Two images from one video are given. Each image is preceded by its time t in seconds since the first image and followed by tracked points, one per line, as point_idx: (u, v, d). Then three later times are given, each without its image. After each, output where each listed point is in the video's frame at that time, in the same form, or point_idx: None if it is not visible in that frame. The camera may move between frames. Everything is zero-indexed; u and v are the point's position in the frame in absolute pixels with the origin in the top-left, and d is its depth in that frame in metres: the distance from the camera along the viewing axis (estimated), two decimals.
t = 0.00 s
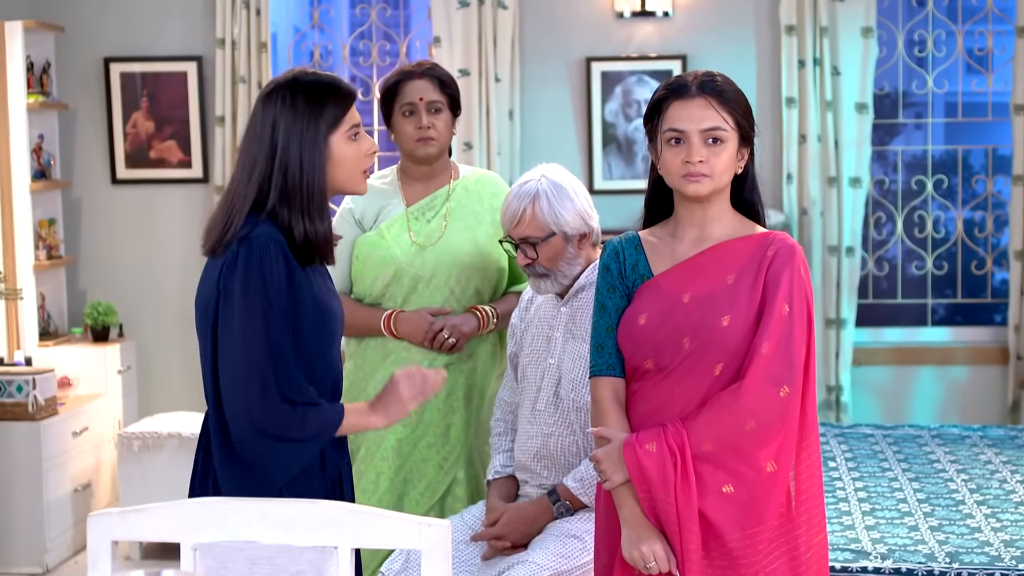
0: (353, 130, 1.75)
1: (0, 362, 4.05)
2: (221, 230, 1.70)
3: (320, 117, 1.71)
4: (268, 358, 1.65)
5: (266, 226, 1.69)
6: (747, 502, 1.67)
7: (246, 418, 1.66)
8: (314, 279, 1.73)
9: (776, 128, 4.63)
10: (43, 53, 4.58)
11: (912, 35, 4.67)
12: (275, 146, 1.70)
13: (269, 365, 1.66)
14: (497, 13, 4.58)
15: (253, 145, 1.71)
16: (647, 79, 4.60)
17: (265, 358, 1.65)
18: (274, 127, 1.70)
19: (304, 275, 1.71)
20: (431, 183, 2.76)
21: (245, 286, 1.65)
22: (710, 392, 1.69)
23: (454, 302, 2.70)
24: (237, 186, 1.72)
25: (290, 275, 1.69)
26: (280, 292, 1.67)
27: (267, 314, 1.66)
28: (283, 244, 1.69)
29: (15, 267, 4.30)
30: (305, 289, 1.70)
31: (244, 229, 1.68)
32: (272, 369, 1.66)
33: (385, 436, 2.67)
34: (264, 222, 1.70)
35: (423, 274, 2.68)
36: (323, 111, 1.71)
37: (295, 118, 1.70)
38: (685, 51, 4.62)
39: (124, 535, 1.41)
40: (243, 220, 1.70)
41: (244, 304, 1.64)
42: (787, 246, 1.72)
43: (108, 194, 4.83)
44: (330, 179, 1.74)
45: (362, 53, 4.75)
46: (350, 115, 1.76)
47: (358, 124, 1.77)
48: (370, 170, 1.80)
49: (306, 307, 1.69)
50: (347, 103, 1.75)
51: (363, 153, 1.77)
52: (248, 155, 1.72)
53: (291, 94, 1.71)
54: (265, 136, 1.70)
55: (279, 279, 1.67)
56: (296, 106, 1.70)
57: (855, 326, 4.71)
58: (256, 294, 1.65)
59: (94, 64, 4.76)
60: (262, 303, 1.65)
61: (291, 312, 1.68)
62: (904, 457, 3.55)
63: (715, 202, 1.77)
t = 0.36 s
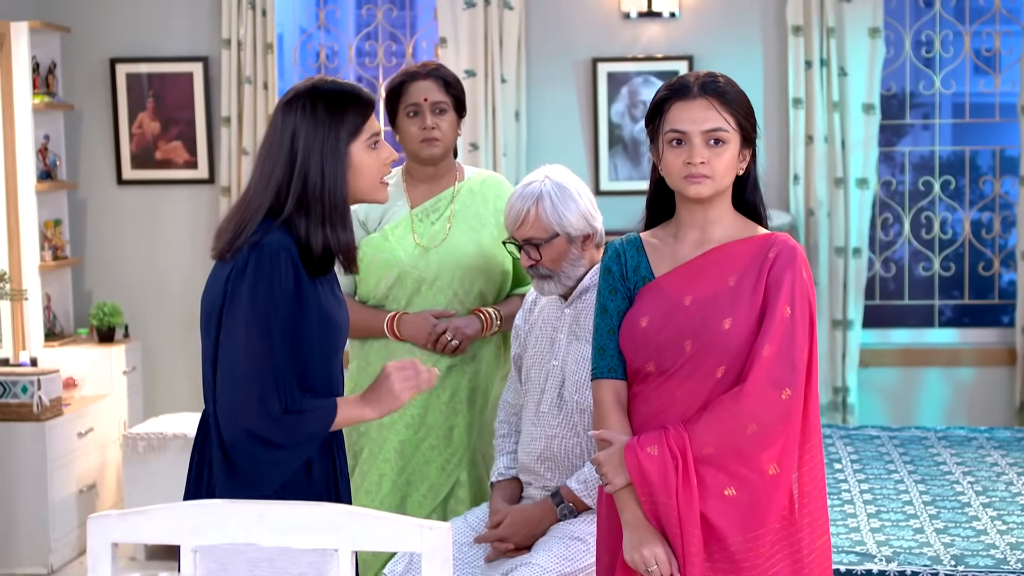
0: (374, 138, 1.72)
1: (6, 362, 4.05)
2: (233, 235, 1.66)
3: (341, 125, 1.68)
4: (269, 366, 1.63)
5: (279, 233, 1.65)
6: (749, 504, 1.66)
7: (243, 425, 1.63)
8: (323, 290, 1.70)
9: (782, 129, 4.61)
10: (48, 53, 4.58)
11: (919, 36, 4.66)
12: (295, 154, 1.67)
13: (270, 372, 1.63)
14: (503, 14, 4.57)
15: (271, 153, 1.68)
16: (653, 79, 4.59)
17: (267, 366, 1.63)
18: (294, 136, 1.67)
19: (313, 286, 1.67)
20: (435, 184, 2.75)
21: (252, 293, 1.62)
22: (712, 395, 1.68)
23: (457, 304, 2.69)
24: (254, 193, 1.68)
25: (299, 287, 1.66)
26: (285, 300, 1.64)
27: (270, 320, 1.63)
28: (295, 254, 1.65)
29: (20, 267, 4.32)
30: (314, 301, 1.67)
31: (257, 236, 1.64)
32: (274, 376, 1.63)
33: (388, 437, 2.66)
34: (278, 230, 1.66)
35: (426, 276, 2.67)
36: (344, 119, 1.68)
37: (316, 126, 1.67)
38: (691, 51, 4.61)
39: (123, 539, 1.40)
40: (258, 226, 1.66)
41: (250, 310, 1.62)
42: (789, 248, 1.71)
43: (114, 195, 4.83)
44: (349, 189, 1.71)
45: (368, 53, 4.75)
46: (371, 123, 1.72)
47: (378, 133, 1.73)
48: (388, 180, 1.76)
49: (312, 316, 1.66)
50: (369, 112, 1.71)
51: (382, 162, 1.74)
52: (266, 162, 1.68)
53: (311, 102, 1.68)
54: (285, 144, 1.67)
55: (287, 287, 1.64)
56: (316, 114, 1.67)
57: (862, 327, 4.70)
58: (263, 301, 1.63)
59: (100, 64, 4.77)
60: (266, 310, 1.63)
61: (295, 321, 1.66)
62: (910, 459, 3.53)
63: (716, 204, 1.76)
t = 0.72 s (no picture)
0: (370, 133, 1.70)
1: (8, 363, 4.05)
2: (234, 237, 1.64)
3: (335, 122, 1.66)
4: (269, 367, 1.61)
5: (281, 233, 1.64)
6: (747, 505, 1.66)
7: (241, 426, 1.61)
8: (323, 290, 1.68)
9: (784, 128, 4.61)
10: (49, 52, 4.57)
11: (921, 35, 4.65)
12: (291, 153, 1.65)
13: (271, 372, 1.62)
14: (504, 13, 4.57)
15: (267, 152, 1.66)
16: (655, 79, 4.59)
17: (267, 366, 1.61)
18: (289, 134, 1.65)
19: (314, 284, 1.66)
20: (436, 184, 2.75)
21: (254, 292, 1.61)
22: (710, 396, 1.68)
23: (457, 305, 2.68)
24: (253, 193, 1.66)
25: (302, 287, 1.64)
26: (287, 300, 1.63)
27: (273, 320, 1.62)
28: (297, 253, 1.64)
29: (21, 267, 4.32)
30: (316, 301, 1.65)
31: (259, 236, 1.63)
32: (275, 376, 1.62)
33: (387, 438, 2.65)
34: (280, 230, 1.65)
35: (426, 276, 2.66)
36: (339, 116, 1.66)
37: (311, 124, 1.65)
38: (693, 51, 4.60)
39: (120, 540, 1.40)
40: (259, 227, 1.65)
41: (253, 309, 1.60)
42: (786, 247, 1.70)
43: (115, 194, 4.83)
44: (347, 185, 1.69)
45: (370, 53, 4.74)
46: (365, 118, 1.70)
47: (372, 128, 1.72)
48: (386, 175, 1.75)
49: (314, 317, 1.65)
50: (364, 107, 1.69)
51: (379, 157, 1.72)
52: (263, 162, 1.66)
53: (305, 100, 1.66)
54: (281, 143, 1.65)
55: (290, 287, 1.63)
56: (310, 112, 1.65)
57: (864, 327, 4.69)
58: (265, 301, 1.61)
59: (101, 64, 4.77)
60: (268, 309, 1.62)
61: (297, 320, 1.64)
62: (911, 459, 3.53)
63: (712, 204, 1.75)
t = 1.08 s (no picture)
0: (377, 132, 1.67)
1: (18, 363, 4.05)
2: (243, 240, 1.62)
3: (341, 121, 1.63)
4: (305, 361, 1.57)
5: (291, 233, 1.61)
6: (756, 507, 1.64)
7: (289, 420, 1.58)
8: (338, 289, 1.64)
9: (795, 128, 4.59)
10: (60, 53, 4.57)
11: (933, 36, 4.63)
12: (297, 155, 1.63)
13: (312, 367, 1.58)
14: (514, 14, 4.56)
15: (273, 155, 1.64)
16: (665, 79, 4.57)
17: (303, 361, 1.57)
18: (294, 137, 1.63)
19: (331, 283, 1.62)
20: (446, 185, 2.74)
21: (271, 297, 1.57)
22: (717, 399, 1.66)
23: (467, 306, 2.66)
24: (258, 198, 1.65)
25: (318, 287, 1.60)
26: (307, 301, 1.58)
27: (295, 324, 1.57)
28: (310, 251, 1.60)
29: (31, 269, 4.33)
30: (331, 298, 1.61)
31: (270, 235, 1.61)
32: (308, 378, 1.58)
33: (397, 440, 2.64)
34: (290, 229, 1.61)
35: (436, 276, 2.65)
36: (344, 115, 1.64)
37: (315, 125, 1.63)
38: (704, 51, 4.59)
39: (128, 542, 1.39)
40: (270, 227, 1.62)
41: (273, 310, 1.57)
42: (792, 248, 1.69)
43: (126, 195, 4.84)
44: (355, 184, 1.66)
45: (380, 53, 4.74)
46: (372, 117, 1.68)
47: (379, 126, 1.69)
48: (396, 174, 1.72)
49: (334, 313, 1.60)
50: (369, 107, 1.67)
51: (388, 156, 1.69)
52: (269, 166, 1.65)
53: (308, 102, 1.64)
54: (286, 146, 1.63)
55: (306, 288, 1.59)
56: (314, 113, 1.63)
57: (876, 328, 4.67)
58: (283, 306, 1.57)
59: (111, 65, 4.77)
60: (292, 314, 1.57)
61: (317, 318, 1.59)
62: (923, 462, 3.51)
63: (718, 205, 1.74)
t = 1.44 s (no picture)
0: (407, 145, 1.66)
1: (29, 363, 4.05)
2: (262, 237, 1.60)
3: (375, 132, 1.62)
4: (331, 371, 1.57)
5: (310, 237, 1.60)
6: (763, 509, 1.63)
7: (317, 435, 1.58)
8: (351, 292, 1.63)
9: (808, 128, 4.56)
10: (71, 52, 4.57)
11: (947, 35, 4.59)
12: (328, 161, 1.61)
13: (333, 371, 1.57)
14: (526, 13, 4.54)
15: (303, 158, 1.62)
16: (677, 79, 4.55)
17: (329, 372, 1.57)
18: (328, 143, 1.61)
19: (348, 288, 1.62)
20: (457, 184, 2.72)
21: (293, 296, 1.57)
22: (724, 401, 1.65)
23: (478, 307, 2.66)
24: (281, 197, 1.62)
25: (336, 287, 1.60)
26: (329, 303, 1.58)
27: (317, 325, 1.57)
28: (331, 261, 1.60)
29: (41, 268, 4.33)
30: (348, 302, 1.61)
31: (291, 234, 1.59)
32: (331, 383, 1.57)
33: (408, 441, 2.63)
34: (312, 233, 1.60)
35: (447, 276, 2.64)
36: (380, 127, 1.62)
37: (350, 134, 1.61)
38: (716, 51, 4.56)
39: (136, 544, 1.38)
40: (292, 227, 1.60)
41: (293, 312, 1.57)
42: (798, 249, 1.67)
43: (136, 194, 4.83)
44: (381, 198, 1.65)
45: (391, 53, 4.73)
46: (404, 130, 1.66)
47: (409, 140, 1.67)
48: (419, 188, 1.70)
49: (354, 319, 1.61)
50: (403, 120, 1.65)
51: (414, 170, 1.68)
52: (299, 168, 1.62)
53: (345, 109, 1.62)
54: (318, 151, 1.61)
55: (325, 291, 1.58)
56: (351, 121, 1.61)
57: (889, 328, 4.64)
58: (306, 303, 1.57)
59: (122, 64, 4.77)
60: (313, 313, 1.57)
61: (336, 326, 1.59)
62: (937, 463, 3.48)
63: (724, 207, 1.72)
